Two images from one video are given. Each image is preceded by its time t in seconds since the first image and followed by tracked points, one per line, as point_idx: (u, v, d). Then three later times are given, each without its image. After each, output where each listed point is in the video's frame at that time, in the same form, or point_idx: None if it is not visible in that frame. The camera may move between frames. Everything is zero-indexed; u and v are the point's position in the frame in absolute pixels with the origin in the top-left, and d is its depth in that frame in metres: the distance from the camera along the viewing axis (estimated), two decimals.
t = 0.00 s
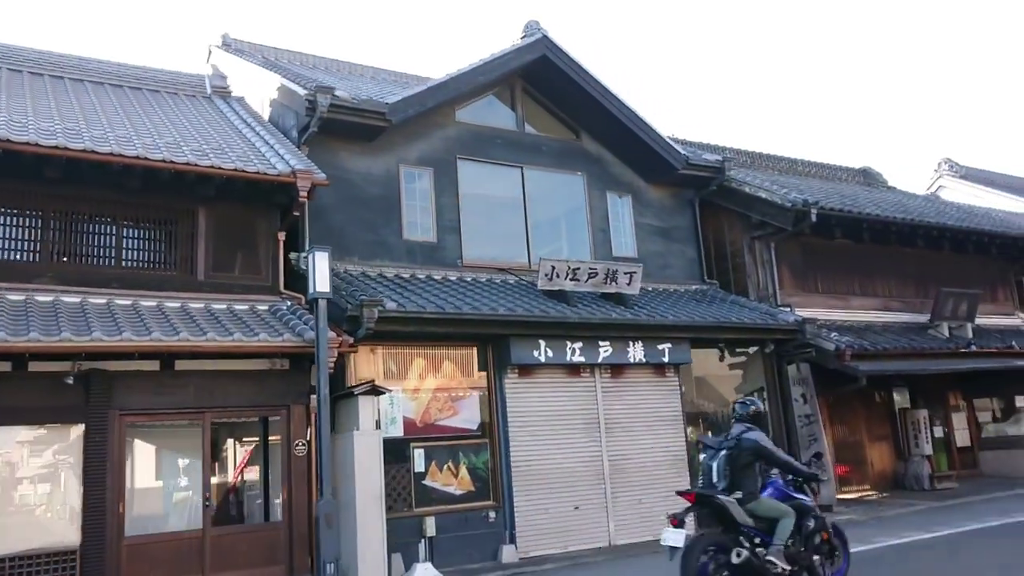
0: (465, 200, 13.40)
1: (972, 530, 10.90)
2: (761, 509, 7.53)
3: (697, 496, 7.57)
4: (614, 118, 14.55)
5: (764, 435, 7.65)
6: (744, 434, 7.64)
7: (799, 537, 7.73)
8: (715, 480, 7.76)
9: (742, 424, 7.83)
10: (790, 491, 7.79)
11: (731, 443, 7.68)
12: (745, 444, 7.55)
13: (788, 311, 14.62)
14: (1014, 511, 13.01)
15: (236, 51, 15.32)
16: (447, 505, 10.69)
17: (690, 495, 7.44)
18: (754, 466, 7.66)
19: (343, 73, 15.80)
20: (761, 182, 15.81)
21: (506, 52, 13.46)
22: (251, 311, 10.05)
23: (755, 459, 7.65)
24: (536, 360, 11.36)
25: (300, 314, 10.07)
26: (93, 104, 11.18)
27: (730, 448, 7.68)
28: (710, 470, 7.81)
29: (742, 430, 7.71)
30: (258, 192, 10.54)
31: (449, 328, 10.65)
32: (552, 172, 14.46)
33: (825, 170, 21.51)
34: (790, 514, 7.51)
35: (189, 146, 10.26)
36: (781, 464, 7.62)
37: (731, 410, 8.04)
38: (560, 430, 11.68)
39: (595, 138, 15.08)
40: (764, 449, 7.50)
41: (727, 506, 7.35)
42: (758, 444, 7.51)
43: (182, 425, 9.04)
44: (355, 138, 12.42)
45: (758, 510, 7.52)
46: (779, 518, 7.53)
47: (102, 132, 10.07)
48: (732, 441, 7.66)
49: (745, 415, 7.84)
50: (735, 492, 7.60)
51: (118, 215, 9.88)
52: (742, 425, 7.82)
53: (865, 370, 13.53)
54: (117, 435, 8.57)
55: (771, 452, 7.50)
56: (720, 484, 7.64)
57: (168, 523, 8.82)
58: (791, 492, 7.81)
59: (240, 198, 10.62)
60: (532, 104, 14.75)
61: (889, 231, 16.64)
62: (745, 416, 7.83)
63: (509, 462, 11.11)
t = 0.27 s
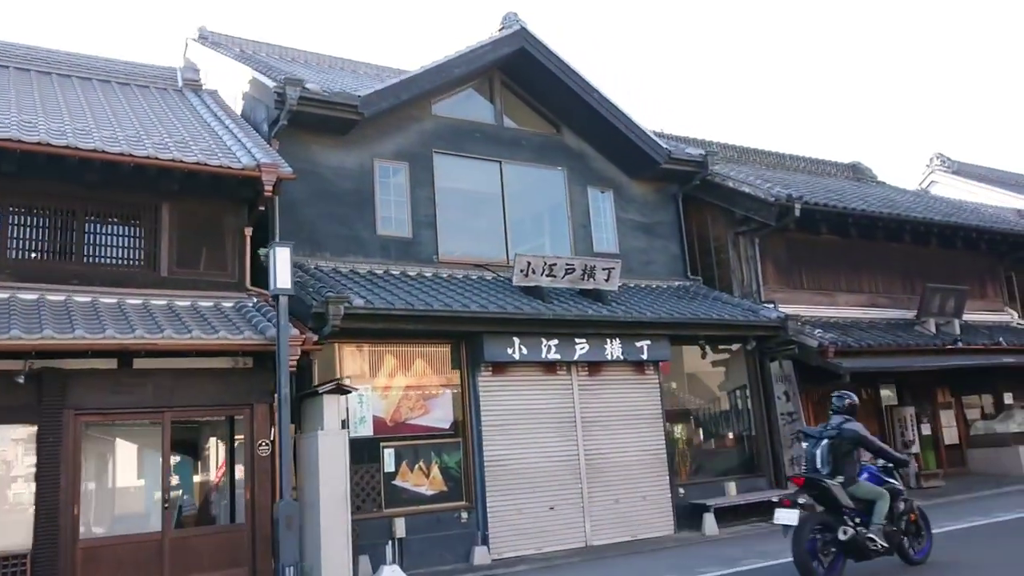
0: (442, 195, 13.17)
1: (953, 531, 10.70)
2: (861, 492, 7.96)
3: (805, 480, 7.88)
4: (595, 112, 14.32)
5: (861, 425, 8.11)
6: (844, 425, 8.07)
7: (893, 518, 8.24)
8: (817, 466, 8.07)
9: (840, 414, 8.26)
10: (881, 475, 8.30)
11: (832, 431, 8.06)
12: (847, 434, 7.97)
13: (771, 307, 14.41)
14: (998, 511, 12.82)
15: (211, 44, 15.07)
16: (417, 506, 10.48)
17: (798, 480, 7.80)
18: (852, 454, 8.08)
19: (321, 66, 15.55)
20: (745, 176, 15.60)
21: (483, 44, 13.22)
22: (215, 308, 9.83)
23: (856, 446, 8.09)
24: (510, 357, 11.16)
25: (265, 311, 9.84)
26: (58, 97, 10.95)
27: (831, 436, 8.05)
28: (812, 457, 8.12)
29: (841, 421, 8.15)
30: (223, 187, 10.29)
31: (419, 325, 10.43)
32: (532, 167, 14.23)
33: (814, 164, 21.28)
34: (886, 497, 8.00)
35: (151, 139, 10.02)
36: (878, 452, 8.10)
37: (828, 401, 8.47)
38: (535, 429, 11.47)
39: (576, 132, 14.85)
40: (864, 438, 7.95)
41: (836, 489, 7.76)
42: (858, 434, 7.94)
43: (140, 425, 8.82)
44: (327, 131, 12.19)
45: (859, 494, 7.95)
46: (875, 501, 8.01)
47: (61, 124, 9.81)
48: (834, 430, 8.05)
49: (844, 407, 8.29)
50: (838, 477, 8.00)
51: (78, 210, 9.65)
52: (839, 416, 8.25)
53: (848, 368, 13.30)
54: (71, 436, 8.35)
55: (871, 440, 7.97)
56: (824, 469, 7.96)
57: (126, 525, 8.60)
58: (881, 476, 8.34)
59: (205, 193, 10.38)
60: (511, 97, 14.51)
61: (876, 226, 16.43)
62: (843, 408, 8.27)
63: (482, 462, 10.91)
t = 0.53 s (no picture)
0: (419, 185, 12.94)
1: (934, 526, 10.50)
2: (939, 473, 8.99)
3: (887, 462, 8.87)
4: (576, 101, 14.09)
5: (938, 413, 9.22)
6: (923, 412, 9.18)
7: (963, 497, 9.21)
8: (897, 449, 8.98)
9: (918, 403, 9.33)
10: (957, 458, 9.27)
11: (915, 419, 9.13)
12: (926, 419, 9.09)
13: (756, 301, 14.19)
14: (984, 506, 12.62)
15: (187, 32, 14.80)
16: (388, 502, 10.29)
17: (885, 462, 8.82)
18: (930, 439, 9.18)
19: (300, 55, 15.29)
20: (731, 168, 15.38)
21: (461, 32, 12.99)
22: (179, 301, 9.63)
23: (931, 432, 9.15)
24: (484, 351, 10.95)
25: (230, 304, 9.63)
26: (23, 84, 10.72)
27: (913, 423, 9.12)
28: (893, 441, 9.08)
29: (919, 409, 9.24)
30: (188, 176, 10.06)
31: (390, 318, 10.23)
32: (513, 157, 13.99)
33: (805, 157, 21.03)
34: (959, 478, 9.02)
35: (115, 127, 9.79)
36: (951, 436, 9.18)
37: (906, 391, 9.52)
38: (510, 424, 11.27)
39: (559, 123, 14.62)
40: (941, 424, 9.08)
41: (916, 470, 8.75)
42: (936, 420, 9.08)
43: (99, 418, 8.62)
44: (300, 120, 11.96)
45: (937, 474, 8.99)
46: (951, 480, 9.03)
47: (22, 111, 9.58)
48: (916, 417, 9.14)
49: (921, 396, 9.27)
50: (918, 459, 9.02)
51: (38, 199, 9.42)
52: (917, 404, 9.31)
53: (833, 362, 13.07)
54: (26, 430, 8.15)
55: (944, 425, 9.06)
56: (905, 453, 8.89)
57: (85, 521, 8.41)
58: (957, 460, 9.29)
59: (170, 182, 10.15)
60: (492, 86, 14.27)
61: (864, 218, 16.21)
62: (921, 397, 9.32)
63: (455, 457, 10.71)
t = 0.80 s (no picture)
0: (397, 179, 12.71)
1: (917, 528, 10.26)
2: (1005, 463, 9.41)
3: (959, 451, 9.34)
4: (559, 94, 13.84)
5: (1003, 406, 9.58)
6: (988, 405, 9.56)
7: None
8: (966, 440, 9.45)
9: (984, 396, 9.73)
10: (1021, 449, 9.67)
11: (982, 412, 9.52)
12: (992, 413, 9.45)
13: (741, 297, 13.95)
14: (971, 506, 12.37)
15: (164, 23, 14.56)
16: (358, 501, 10.08)
17: (956, 451, 9.37)
18: (997, 431, 9.54)
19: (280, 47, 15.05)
20: (717, 162, 15.14)
21: (440, 22, 12.75)
22: (143, 296, 9.41)
23: (998, 425, 9.52)
24: (459, 348, 10.72)
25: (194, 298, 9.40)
26: None
27: (979, 416, 9.51)
28: (962, 432, 9.51)
29: (985, 402, 9.63)
30: (154, 168, 9.85)
31: (360, 314, 10.01)
32: (494, 151, 13.76)
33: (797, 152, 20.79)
34: None
35: (78, 118, 9.57)
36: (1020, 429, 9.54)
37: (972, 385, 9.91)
38: (486, 422, 11.05)
39: (542, 116, 14.38)
40: (1007, 416, 9.42)
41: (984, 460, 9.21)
42: (1003, 413, 9.43)
43: (56, 416, 8.41)
44: (274, 112, 11.73)
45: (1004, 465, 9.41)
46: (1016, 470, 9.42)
47: None
48: (981, 411, 9.53)
49: (985, 391, 9.72)
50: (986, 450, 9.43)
51: None
52: (982, 398, 9.72)
53: (819, 359, 12.81)
54: None
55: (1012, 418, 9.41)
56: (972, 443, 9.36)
57: (41, 521, 8.20)
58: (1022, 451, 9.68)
59: (136, 174, 9.93)
60: (473, 79, 14.03)
61: (854, 214, 15.96)
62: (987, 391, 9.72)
63: (428, 456, 10.49)
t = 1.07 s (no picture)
0: (368, 171, 12.47)
1: (893, 526, 10.07)
2: None
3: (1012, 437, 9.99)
4: (535, 84, 13.60)
5: None
6: None
7: None
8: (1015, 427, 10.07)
9: None
10: None
11: None
12: None
13: (721, 291, 13.76)
14: (952, 503, 12.19)
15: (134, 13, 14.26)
16: (323, 500, 9.87)
17: (1007, 438, 9.97)
18: None
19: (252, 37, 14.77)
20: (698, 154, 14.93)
21: (412, 11, 12.50)
22: (99, 291, 9.17)
23: None
24: (427, 343, 10.52)
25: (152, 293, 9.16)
26: None
27: None
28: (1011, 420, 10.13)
29: None
30: (111, 160, 9.61)
31: (325, 309, 9.79)
32: (470, 142, 13.51)
33: (783, 144, 20.58)
34: None
35: (33, 108, 9.33)
36: None
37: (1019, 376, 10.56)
38: (457, 418, 10.83)
39: (519, 107, 14.13)
40: None
41: None
42: None
43: (7, 414, 8.20)
44: (240, 103, 11.48)
45: None
46: None
47: None
48: None
49: None
50: None
51: None
52: None
53: (798, 354, 12.61)
54: None
55: None
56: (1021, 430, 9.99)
57: None
58: None
59: (93, 167, 9.69)
60: (448, 69, 13.77)
61: (838, 206, 15.76)
62: None
63: (396, 454, 10.27)
